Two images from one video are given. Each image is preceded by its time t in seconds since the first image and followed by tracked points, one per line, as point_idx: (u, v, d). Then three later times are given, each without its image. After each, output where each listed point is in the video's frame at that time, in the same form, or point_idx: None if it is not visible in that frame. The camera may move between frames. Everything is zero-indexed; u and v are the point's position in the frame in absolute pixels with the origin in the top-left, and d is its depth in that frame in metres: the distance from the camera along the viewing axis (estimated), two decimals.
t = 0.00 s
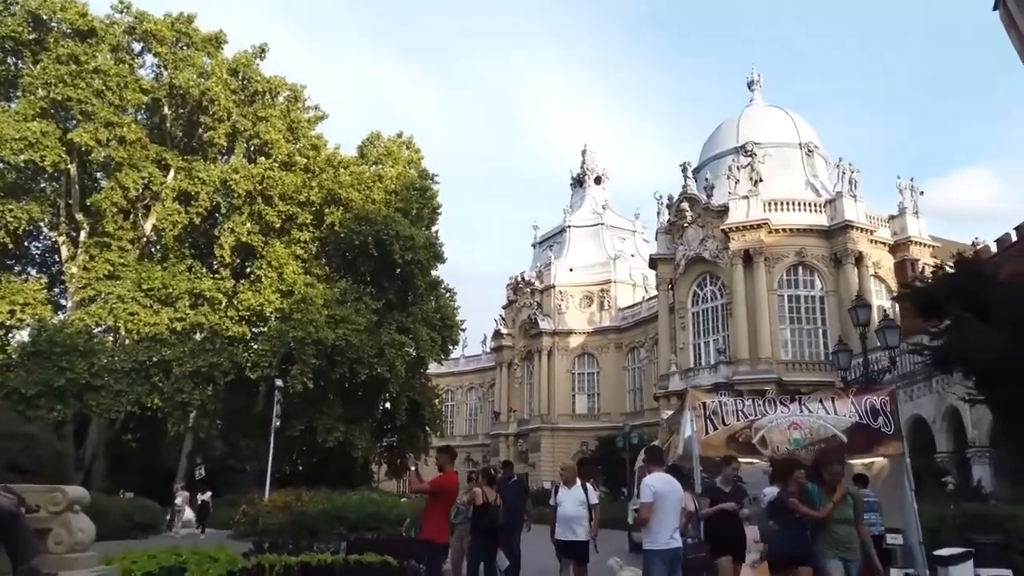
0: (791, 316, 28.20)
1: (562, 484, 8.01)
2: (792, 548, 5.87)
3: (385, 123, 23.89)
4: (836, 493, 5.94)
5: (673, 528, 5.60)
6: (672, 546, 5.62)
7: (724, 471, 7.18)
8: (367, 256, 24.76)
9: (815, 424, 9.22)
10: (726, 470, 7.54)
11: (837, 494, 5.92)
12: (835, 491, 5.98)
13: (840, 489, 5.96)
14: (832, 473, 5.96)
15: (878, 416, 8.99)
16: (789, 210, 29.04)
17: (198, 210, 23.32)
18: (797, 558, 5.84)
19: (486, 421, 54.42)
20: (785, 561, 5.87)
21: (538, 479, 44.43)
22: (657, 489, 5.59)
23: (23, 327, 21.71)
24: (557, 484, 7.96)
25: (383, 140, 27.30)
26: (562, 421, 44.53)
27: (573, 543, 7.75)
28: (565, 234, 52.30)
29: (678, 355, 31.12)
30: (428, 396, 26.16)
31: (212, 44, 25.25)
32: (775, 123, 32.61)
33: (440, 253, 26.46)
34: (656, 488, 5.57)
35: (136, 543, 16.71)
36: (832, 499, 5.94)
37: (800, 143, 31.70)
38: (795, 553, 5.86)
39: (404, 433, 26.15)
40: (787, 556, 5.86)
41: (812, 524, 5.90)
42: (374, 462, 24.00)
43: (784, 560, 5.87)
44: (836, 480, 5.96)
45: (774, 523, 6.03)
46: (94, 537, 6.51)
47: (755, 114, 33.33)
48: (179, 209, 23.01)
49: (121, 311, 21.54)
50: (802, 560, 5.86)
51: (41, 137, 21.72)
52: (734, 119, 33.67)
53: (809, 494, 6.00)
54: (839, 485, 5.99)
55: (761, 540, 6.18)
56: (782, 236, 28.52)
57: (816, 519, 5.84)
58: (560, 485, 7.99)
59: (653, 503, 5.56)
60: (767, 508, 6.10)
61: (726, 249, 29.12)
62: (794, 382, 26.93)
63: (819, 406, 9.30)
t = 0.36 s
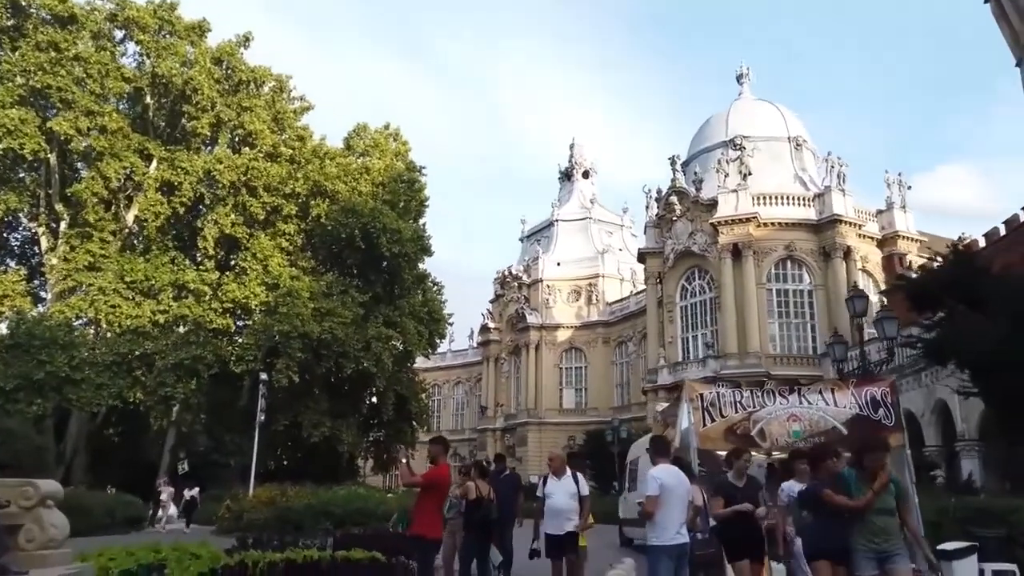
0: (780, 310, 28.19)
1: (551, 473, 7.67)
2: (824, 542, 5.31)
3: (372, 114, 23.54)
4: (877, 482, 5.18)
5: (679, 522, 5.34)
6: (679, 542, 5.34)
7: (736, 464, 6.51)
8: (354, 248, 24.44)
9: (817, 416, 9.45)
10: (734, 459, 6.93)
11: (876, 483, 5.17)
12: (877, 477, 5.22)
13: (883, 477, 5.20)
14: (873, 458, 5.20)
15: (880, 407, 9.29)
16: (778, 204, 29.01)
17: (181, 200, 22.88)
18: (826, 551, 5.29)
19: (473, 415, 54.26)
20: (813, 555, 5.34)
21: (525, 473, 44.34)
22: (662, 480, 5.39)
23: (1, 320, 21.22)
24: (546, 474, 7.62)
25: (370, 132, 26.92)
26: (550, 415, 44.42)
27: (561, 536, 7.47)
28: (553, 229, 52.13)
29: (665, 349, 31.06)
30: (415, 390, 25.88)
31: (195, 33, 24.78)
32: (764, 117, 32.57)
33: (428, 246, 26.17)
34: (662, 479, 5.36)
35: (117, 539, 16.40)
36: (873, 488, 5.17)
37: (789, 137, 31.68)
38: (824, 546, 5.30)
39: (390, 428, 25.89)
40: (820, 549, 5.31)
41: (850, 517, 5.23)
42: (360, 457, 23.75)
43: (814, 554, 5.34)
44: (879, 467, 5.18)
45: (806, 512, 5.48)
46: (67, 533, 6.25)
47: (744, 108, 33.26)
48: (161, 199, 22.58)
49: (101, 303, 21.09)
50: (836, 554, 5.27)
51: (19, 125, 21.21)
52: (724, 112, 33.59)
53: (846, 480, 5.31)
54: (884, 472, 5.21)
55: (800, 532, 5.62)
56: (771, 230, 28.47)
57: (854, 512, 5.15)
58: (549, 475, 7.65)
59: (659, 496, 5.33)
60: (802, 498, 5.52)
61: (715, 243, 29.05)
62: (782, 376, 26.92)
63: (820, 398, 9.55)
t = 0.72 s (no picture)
0: (768, 305, 28.16)
1: (546, 471, 7.20)
2: (880, 549, 4.44)
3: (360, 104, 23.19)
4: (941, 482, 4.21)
5: (688, 522, 5.12)
6: (688, 543, 5.13)
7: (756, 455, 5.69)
8: (341, 241, 24.13)
9: (816, 411, 9.48)
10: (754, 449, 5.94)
11: (941, 482, 4.20)
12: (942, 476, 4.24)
13: (950, 474, 4.21)
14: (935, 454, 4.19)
15: (880, 403, 9.48)
16: (767, 199, 28.96)
17: (165, 191, 22.47)
18: (885, 558, 4.42)
19: (460, 410, 54.09)
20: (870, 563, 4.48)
21: (512, 468, 44.23)
22: (670, 478, 5.13)
23: None
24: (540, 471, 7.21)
25: (357, 123, 26.54)
26: (537, 410, 44.28)
27: (551, 540, 6.98)
28: (541, 223, 51.94)
29: (654, 343, 30.99)
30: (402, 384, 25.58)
31: (179, 20, 24.31)
32: (753, 112, 32.52)
33: (416, 239, 25.91)
34: (671, 478, 5.12)
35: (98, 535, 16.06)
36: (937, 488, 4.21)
37: (778, 132, 31.65)
38: (882, 553, 4.43)
39: (377, 422, 25.63)
40: (872, 557, 4.46)
41: (909, 520, 4.29)
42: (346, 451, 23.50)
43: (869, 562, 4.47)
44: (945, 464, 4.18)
45: (859, 514, 4.59)
46: (40, 532, 6.00)
47: (734, 103, 33.18)
48: (144, 190, 22.17)
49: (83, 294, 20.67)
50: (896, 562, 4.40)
51: None
52: (713, 107, 33.51)
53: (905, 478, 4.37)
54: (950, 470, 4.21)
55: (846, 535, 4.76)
56: (760, 224, 28.40)
57: (914, 514, 4.22)
58: (545, 472, 7.19)
59: (667, 495, 5.09)
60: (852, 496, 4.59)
61: (704, 238, 28.98)
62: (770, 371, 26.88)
63: (819, 392, 9.59)
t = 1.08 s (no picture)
0: (757, 305, 28.08)
1: (537, 474, 6.81)
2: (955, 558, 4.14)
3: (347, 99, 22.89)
4: None
5: (698, 528, 4.92)
6: (699, 550, 4.93)
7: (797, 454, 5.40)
8: (327, 238, 23.82)
9: (817, 410, 9.36)
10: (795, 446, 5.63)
11: None
12: None
13: None
14: None
15: (882, 402, 9.35)
16: (756, 198, 28.92)
17: (148, 186, 22.05)
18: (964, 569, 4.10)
19: (446, 409, 53.80)
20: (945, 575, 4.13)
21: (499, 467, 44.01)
22: (679, 481, 4.93)
23: None
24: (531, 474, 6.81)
25: (345, 119, 26.21)
26: (525, 409, 44.08)
27: (546, 549, 6.60)
28: (529, 222, 51.75)
29: (643, 343, 30.87)
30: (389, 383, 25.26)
31: (163, 13, 23.89)
32: (742, 111, 32.49)
33: (404, 237, 25.64)
34: (680, 481, 4.91)
35: (77, 538, 15.68)
36: None
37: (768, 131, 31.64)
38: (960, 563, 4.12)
39: (363, 421, 25.33)
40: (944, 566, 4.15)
41: (989, 531, 4.12)
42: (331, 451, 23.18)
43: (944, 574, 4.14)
44: None
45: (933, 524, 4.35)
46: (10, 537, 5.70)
47: (723, 102, 33.14)
48: (127, 185, 21.74)
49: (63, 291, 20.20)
50: None
51: None
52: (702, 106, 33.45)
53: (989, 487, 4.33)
54: None
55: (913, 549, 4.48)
56: (749, 224, 28.34)
57: (996, 524, 4.06)
58: (535, 475, 6.80)
59: (676, 500, 4.88)
60: (926, 506, 4.43)
61: (693, 237, 28.89)
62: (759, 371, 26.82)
63: (820, 391, 9.47)
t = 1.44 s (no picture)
0: (742, 305, 28.08)
1: (516, 472, 6.53)
2: None
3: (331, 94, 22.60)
4: None
5: (699, 529, 4.77)
6: (700, 553, 4.78)
7: (824, 454, 5.18)
8: (310, 235, 23.50)
9: (809, 408, 9.30)
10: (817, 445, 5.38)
11: None
12: None
13: None
14: None
15: (876, 400, 9.27)
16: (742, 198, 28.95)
17: (126, 180, 21.60)
18: None
19: (430, 409, 53.50)
20: None
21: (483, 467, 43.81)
22: (681, 480, 4.78)
23: None
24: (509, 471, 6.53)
25: (329, 115, 25.88)
26: (509, 409, 43.90)
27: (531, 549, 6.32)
28: (514, 221, 51.57)
29: (628, 342, 30.79)
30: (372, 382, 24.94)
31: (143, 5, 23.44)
32: (728, 111, 32.51)
33: (388, 234, 25.37)
34: (681, 480, 4.76)
35: (51, 539, 15.31)
36: None
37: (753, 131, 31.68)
38: None
39: (346, 421, 25.03)
40: None
41: None
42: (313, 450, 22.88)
43: None
44: None
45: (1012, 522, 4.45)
46: None
47: (709, 102, 33.15)
48: (105, 179, 21.29)
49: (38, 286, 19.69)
50: None
51: None
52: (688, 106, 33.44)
53: None
54: None
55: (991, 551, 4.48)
56: (735, 223, 28.36)
57: None
58: (514, 473, 6.53)
59: (677, 499, 4.73)
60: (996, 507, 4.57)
61: (679, 236, 28.85)
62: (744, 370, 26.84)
63: (813, 389, 9.41)
